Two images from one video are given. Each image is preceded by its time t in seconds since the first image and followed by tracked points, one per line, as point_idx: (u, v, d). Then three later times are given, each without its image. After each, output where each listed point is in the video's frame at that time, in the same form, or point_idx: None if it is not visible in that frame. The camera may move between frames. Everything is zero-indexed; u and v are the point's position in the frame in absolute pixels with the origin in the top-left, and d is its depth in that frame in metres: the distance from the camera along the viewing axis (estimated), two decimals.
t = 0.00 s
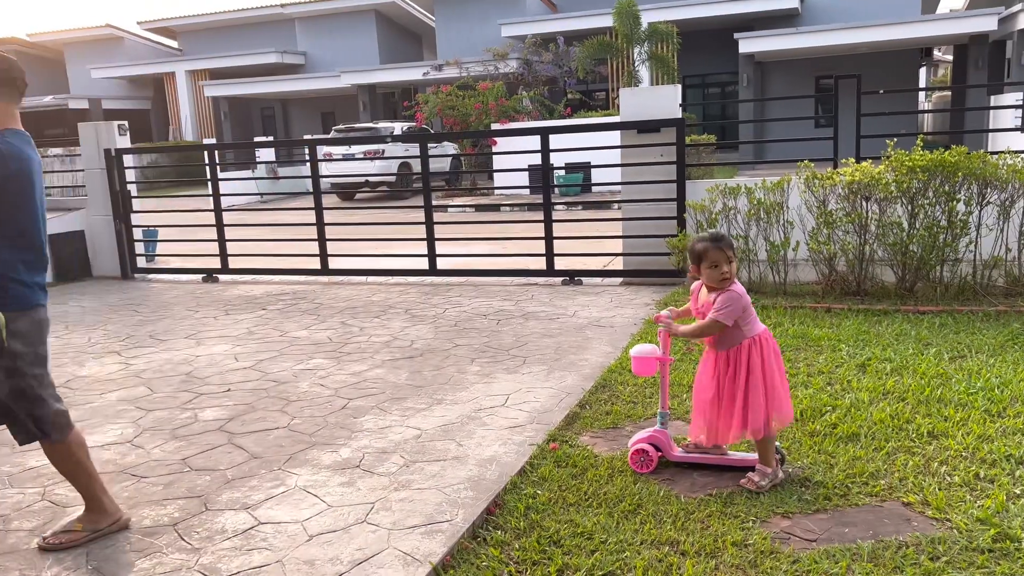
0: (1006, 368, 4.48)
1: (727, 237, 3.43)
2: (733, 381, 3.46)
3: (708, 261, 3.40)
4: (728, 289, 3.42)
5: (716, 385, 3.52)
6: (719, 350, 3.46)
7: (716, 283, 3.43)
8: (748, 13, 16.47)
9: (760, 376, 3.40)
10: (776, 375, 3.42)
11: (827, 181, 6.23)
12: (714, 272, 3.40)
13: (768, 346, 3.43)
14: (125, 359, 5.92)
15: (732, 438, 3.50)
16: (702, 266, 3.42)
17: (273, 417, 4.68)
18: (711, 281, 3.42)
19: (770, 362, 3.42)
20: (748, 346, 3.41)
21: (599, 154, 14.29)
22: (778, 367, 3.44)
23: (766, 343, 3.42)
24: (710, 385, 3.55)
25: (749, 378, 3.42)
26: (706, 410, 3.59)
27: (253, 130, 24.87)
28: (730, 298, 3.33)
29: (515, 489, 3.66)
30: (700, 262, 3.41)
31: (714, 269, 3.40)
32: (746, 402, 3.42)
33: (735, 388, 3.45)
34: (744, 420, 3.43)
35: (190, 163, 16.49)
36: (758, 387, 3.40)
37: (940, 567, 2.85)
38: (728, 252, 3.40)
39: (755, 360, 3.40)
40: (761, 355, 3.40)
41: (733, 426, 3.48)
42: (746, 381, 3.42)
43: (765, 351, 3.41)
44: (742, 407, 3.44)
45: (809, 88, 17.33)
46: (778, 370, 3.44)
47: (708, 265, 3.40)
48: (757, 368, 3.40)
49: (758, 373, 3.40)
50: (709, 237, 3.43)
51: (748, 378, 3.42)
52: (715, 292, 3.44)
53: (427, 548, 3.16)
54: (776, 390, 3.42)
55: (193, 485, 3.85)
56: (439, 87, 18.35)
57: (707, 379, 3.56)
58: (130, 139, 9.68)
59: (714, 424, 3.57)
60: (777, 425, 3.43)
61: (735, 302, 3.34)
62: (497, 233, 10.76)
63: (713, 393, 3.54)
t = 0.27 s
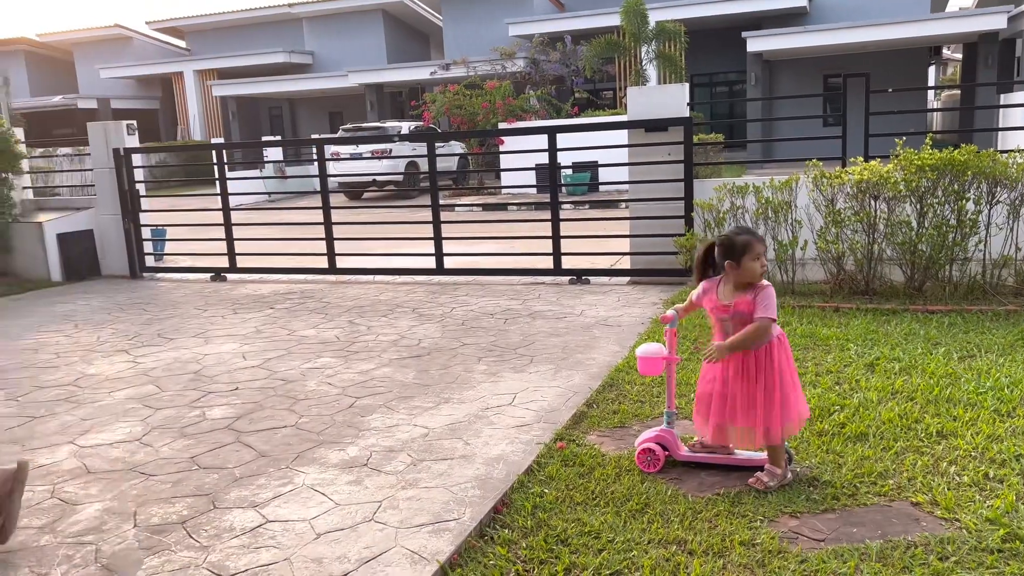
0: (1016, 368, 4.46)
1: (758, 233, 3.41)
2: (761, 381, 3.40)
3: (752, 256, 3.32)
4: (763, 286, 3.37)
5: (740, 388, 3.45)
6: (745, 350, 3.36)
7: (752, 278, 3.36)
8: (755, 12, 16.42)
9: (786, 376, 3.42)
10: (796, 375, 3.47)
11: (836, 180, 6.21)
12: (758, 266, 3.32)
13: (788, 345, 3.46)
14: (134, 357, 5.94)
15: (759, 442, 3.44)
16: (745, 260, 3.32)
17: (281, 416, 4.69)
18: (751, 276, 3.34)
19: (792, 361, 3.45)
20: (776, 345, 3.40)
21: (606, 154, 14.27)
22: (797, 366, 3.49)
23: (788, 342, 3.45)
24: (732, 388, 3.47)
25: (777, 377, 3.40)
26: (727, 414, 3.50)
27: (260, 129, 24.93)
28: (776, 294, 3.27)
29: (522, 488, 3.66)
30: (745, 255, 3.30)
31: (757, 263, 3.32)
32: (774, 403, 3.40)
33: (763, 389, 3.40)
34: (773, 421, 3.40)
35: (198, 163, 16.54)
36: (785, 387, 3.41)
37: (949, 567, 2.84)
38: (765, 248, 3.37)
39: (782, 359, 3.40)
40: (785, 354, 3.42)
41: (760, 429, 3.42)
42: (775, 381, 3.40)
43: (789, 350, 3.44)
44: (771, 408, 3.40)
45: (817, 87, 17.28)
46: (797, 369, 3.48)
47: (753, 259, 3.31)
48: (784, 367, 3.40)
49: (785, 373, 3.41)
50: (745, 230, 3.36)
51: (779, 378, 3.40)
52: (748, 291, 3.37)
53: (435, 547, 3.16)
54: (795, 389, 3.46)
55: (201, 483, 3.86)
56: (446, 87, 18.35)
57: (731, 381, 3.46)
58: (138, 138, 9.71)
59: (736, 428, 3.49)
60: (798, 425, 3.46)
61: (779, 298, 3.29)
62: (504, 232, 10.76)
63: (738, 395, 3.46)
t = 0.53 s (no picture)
0: (1021, 368, 4.45)
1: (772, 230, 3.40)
2: (769, 381, 3.40)
3: (765, 253, 3.30)
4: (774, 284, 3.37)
5: (747, 387, 3.43)
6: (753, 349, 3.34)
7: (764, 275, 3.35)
8: (759, 11, 16.39)
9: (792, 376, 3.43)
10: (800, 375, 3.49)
11: (840, 179, 6.20)
12: (771, 262, 3.31)
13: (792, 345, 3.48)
14: (138, 357, 5.96)
15: (766, 443, 3.42)
16: (758, 256, 3.30)
17: (285, 415, 4.70)
18: (763, 273, 3.33)
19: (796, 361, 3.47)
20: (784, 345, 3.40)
21: (610, 153, 14.26)
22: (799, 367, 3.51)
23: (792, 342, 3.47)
24: (739, 387, 3.45)
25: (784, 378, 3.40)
26: (734, 414, 3.47)
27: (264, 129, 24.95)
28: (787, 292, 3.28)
29: (526, 488, 3.66)
30: (758, 252, 3.28)
31: (771, 260, 3.31)
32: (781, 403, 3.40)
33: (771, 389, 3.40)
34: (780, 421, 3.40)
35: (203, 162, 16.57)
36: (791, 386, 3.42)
37: (954, 568, 2.84)
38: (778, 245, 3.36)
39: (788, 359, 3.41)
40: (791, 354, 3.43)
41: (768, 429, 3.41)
42: (782, 381, 3.40)
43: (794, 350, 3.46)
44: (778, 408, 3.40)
45: (821, 86, 17.25)
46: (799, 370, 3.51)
47: (766, 255, 3.30)
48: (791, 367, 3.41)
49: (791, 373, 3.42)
50: (759, 226, 3.34)
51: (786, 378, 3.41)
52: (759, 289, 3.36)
53: (438, 546, 3.17)
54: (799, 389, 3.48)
55: (205, 482, 3.87)
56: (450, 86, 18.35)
57: (737, 381, 3.44)
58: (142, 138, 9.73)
59: (743, 428, 3.47)
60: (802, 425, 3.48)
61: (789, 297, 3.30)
62: (507, 232, 10.76)
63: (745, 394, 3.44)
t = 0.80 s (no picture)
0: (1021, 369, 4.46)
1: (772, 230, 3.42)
2: (771, 381, 3.39)
3: (766, 252, 3.31)
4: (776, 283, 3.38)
5: (749, 386, 3.43)
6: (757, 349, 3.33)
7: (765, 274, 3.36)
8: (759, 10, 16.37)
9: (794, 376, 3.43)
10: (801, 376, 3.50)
11: (840, 178, 6.20)
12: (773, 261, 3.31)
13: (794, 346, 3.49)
14: (138, 356, 5.95)
15: (768, 443, 3.41)
16: (759, 255, 3.31)
17: (285, 414, 4.69)
18: (765, 271, 3.34)
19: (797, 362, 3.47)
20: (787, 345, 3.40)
21: (611, 152, 14.26)
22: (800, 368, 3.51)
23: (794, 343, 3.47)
24: (741, 387, 3.45)
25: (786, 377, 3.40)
26: (735, 414, 3.46)
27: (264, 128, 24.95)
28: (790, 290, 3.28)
29: (526, 487, 3.66)
30: (759, 251, 3.29)
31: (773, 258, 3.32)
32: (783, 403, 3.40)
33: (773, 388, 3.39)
34: (782, 421, 3.40)
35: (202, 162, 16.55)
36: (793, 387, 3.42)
37: (954, 567, 2.84)
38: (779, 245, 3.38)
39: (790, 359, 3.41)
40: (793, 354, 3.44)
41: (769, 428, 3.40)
42: (785, 380, 3.40)
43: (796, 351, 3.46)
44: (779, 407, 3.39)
45: (822, 85, 17.26)
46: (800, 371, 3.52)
47: (768, 254, 3.31)
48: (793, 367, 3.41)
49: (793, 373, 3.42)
50: (759, 226, 3.36)
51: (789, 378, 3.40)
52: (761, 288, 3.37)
53: (439, 545, 3.17)
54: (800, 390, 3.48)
55: (206, 481, 3.87)
56: (450, 85, 18.34)
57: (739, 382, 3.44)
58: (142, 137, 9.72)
59: (745, 429, 3.45)
60: (803, 426, 3.47)
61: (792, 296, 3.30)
62: (507, 231, 10.76)
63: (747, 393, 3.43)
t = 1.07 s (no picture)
0: (1017, 368, 4.46)
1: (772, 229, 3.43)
2: (771, 379, 3.39)
3: (765, 250, 3.31)
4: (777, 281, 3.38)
5: (749, 386, 3.43)
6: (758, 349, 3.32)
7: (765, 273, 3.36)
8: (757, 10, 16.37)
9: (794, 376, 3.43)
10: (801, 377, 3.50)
11: (838, 178, 6.20)
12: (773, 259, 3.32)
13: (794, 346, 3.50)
14: (134, 355, 5.94)
15: (768, 443, 3.40)
16: (759, 254, 3.31)
17: (282, 413, 4.69)
18: (765, 270, 3.34)
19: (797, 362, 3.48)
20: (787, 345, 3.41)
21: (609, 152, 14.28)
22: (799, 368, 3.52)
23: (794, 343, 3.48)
24: (742, 387, 3.45)
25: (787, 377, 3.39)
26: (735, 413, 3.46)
27: (262, 127, 24.93)
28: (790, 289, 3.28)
29: (523, 487, 3.66)
30: (759, 250, 3.30)
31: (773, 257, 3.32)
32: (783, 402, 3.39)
33: (773, 388, 3.39)
34: (782, 421, 3.39)
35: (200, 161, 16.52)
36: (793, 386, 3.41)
37: (951, 566, 2.84)
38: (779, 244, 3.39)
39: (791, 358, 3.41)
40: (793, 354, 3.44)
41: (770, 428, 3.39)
42: (784, 380, 3.40)
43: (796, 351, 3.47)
44: (779, 407, 3.39)
45: (819, 85, 17.28)
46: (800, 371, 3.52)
47: (768, 252, 3.31)
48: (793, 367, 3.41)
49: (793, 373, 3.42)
50: (758, 225, 3.37)
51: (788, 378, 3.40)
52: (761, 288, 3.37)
53: (436, 545, 3.16)
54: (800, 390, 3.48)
55: (202, 481, 3.86)
56: (448, 84, 18.33)
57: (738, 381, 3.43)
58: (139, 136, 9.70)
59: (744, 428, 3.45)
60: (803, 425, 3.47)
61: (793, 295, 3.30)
62: (504, 230, 10.75)
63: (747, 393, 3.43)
